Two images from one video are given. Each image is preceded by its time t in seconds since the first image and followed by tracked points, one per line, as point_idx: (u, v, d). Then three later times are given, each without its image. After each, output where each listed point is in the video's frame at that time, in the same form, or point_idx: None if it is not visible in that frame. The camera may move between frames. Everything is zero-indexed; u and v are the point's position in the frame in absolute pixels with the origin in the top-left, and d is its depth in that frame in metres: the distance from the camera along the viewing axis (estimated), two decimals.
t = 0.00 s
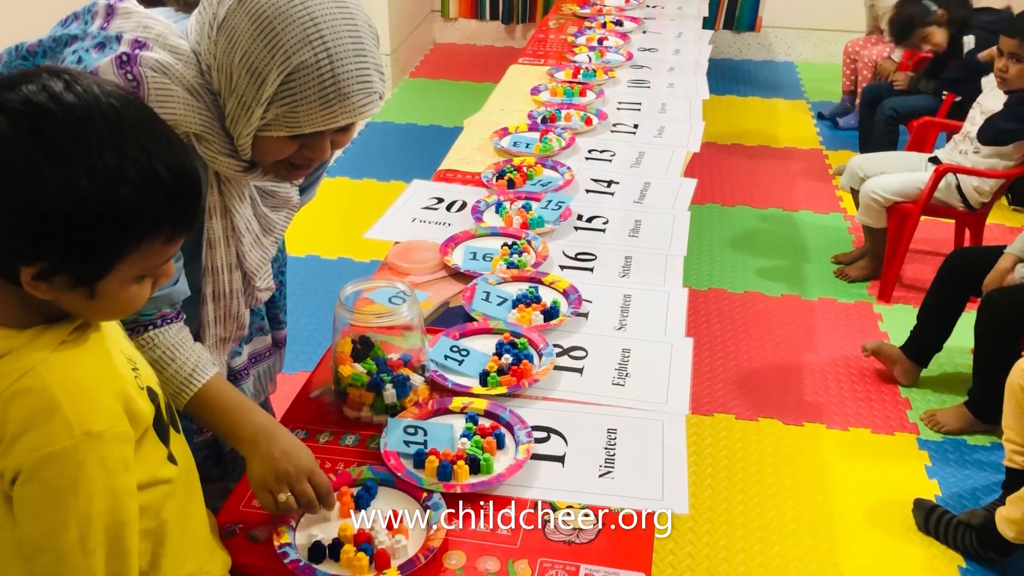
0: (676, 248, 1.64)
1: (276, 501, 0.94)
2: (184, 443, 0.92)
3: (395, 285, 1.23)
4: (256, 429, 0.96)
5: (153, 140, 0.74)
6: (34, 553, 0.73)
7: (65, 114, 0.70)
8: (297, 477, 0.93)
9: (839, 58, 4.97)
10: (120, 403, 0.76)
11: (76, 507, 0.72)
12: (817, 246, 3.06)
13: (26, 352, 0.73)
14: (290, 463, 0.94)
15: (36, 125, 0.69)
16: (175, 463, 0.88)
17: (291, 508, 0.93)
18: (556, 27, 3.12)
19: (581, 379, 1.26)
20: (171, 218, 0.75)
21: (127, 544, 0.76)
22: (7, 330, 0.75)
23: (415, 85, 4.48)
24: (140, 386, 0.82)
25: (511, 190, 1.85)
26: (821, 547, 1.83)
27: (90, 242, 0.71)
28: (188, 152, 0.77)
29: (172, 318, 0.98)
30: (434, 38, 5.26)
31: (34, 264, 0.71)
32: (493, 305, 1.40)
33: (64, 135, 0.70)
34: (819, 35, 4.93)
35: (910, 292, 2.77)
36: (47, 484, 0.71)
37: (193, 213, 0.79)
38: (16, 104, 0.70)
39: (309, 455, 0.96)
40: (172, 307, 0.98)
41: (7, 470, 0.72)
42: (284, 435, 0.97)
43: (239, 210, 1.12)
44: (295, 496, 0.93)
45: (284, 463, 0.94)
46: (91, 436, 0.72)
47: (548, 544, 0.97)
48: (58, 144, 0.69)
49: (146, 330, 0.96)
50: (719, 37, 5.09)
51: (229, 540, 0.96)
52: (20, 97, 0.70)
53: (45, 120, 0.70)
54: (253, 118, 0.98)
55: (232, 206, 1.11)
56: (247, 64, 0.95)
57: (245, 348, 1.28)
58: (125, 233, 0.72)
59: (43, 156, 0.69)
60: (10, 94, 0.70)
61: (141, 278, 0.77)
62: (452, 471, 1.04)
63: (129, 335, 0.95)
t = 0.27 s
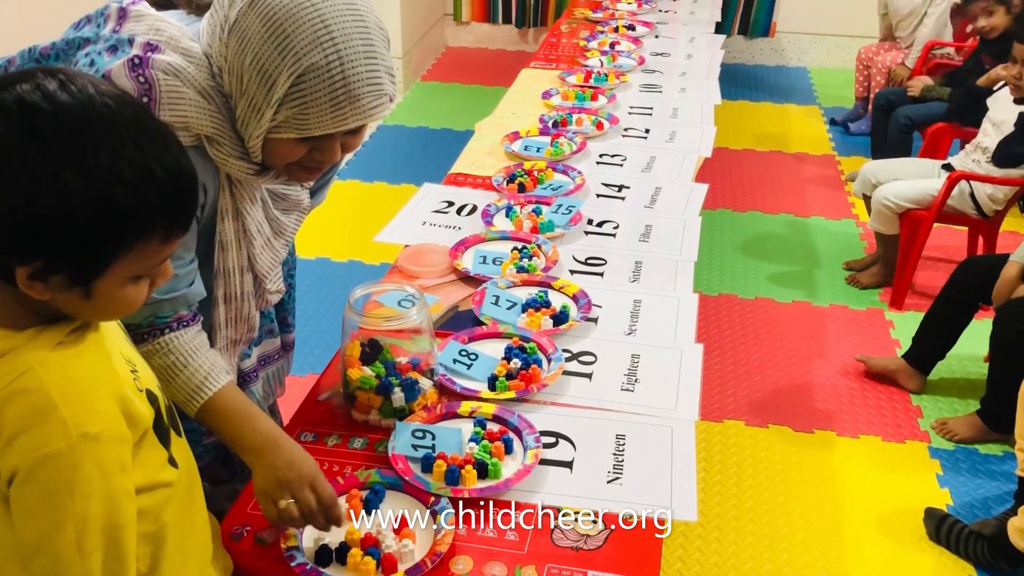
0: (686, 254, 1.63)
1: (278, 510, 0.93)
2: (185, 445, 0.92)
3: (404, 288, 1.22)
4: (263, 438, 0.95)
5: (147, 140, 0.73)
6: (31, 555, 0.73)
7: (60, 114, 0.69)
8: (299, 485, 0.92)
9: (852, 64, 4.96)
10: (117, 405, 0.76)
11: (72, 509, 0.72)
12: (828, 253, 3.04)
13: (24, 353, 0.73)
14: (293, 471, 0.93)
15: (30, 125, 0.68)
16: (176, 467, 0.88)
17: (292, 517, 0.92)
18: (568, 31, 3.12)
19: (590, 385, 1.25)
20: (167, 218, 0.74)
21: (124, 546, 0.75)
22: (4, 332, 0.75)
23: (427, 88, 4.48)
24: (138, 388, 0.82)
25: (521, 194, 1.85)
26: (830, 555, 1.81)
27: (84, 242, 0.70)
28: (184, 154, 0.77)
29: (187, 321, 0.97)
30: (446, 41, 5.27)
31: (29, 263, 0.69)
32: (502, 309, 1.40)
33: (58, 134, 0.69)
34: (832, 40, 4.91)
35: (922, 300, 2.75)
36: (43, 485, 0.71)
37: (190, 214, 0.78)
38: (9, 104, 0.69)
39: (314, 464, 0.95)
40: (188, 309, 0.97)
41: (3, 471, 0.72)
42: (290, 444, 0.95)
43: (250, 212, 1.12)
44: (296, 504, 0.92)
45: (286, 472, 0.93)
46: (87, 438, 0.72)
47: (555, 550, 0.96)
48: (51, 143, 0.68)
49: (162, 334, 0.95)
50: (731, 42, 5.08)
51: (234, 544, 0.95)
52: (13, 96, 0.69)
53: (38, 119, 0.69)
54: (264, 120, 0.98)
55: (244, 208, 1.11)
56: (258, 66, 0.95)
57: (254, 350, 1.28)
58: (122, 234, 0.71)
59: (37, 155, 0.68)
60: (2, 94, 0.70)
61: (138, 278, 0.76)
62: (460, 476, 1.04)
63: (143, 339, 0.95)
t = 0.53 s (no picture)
0: (695, 258, 1.63)
1: (314, 518, 0.93)
2: (189, 448, 0.93)
3: (412, 291, 1.22)
4: (290, 451, 0.96)
5: (148, 139, 0.73)
6: (36, 558, 0.73)
7: (61, 113, 0.69)
8: (337, 492, 0.94)
9: (862, 68, 4.94)
10: (120, 406, 0.76)
11: (75, 511, 0.72)
12: (837, 257, 3.03)
13: (27, 354, 0.73)
14: (330, 479, 0.94)
15: (31, 124, 0.68)
16: (180, 470, 0.88)
17: (333, 524, 0.92)
18: (577, 34, 3.12)
19: (597, 389, 1.25)
20: (168, 216, 0.74)
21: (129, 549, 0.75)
22: (6, 333, 0.75)
23: (436, 91, 4.49)
24: (142, 390, 0.82)
25: (529, 197, 1.85)
26: (839, 561, 1.81)
27: (86, 241, 0.70)
28: (186, 153, 0.77)
29: (205, 326, 0.98)
30: (455, 45, 5.28)
31: (32, 263, 0.69)
32: (510, 313, 1.40)
33: (60, 133, 0.68)
34: (842, 44, 4.90)
35: (932, 305, 2.74)
36: (47, 486, 0.71)
37: (191, 212, 0.78)
38: (11, 103, 0.69)
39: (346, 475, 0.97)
40: (205, 314, 0.98)
41: (7, 474, 0.72)
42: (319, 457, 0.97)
43: (261, 215, 1.12)
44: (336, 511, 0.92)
45: (322, 480, 0.94)
46: (91, 439, 0.72)
47: (562, 556, 0.96)
48: (53, 142, 0.68)
49: (182, 340, 0.96)
50: (741, 45, 5.07)
51: (241, 547, 0.95)
52: (15, 96, 0.69)
53: (40, 118, 0.68)
54: (277, 123, 0.98)
55: (255, 211, 1.11)
56: (272, 69, 0.95)
57: (262, 353, 1.29)
58: (123, 234, 0.71)
59: (38, 154, 0.68)
60: (4, 93, 0.69)
61: (140, 277, 0.76)
62: (466, 480, 1.04)
63: (165, 348, 0.95)
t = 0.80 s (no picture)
0: (700, 261, 1.62)
1: (318, 528, 0.93)
2: (196, 451, 0.93)
3: (416, 294, 1.22)
4: (291, 457, 0.95)
5: (153, 139, 0.73)
6: (43, 560, 0.73)
7: (65, 113, 0.69)
8: (338, 500, 0.93)
9: (868, 70, 4.93)
10: (128, 408, 0.76)
11: (83, 513, 0.72)
12: (843, 259, 3.02)
13: (34, 356, 0.73)
14: (330, 486, 0.93)
15: (36, 124, 0.68)
16: (187, 475, 0.88)
17: (335, 532, 0.92)
18: (582, 37, 3.12)
19: (602, 393, 1.25)
20: (173, 217, 0.75)
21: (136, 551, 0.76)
22: (12, 335, 0.75)
23: (442, 93, 4.50)
24: (148, 393, 0.82)
25: (534, 200, 1.84)
26: (844, 565, 1.80)
27: (89, 241, 0.70)
28: (191, 155, 0.77)
29: (205, 331, 0.98)
30: (461, 47, 5.29)
31: (38, 263, 0.70)
32: (514, 316, 1.40)
33: (63, 134, 0.69)
34: (848, 46, 4.89)
35: (938, 307, 2.73)
36: (54, 488, 0.71)
37: (197, 213, 0.78)
38: (16, 104, 0.69)
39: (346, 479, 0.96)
40: (206, 319, 0.98)
41: (14, 476, 0.72)
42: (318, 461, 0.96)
43: (268, 219, 1.12)
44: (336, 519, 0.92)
45: (323, 487, 0.93)
46: (98, 441, 0.72)
47: (566, 559, 0.96)
48: (57, 142, 0.68)
49: (183, 344, 0.95)
50: (746, 47, 5.06)
51: (246, 550, 0.96)
52: (20, 97, 0.69)
53: (44, 118, 0.69)
54: (288, 127, 0.98)
55: (262, 215, 1.11)
56: (283, 74, 0.96)
57: (266, 355, 1.29)
58: (126, 235, 0.71)
59: (43, 155, 0.68)
60: (10, 94, 0.69)
61: (146, 278, 0.76)
62: (470, 483, 1.04)
63: (165, 352, 0.95)
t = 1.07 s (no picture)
0: (702, 262, 1.62)
1: (286, 518, 0.92)
2: (200, 453, 0.93)
3: (418, 296, 1.22)
4: (269, 449, 0.95)
5: (158, 142, 0.73)
6: (48, 561, 0.73)
7: (70, 114, 0.69)
8: (309, 492, 0.92)
9: (870, 71, 4.92)
10: (132, 410, 0.76)
11: (87, 514, 0.72)
12: (846, 260, 3.02)
13: (38, 358, 0.74)
14: (302, 478, 0.93)
15: (41, 126, 0.68)
16: (192, 475, 0.88)
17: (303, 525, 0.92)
18: (584, 38, 3.12)
19: (603, 394, 1.25)
20: (178, 218, 0.75)
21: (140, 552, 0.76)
22: (16, 338, 0.75)
23: (444, 94, 4.50)
24: (153, 394, 0.82)
25: (536, 201, 1.84)
26: (847, 566, 1.80)
27: (91, 242, 0.70)
28: (195, 157, 0.77)
29: (190, 331, 0.98)
30: (463, 48, 5.29)
31: (43, 265, 0.70)
32: (516, 317, 1.40)
33: (68, 135, 0.69)
34: (850, 47, 4.89)
35: (941, 308, 2.72)
36: (59, 489, 0.71)
37: (201, 214, 0.78)
38: (21, 106, 0.69)
39: (321, 472, 0.95)
40: (192, 320, 0.98)
41: (19, 478, 0.72)
42: (296, 454, 0.95)
43: (270, 221, 1.12)
44: (306, 512, 0.91)
45: (295, 479, 0.93)
46: (102, 442, 0.72)
47: (568, 561, 0.96)
48: (63, 144, 0.68)
49: (164, 342, 0.95)
50: (748, 48, 5.06)
51: (249, 551, 0.96)
52: (25, 99, 0.69)
53: (49, 119, 0.69)
54: (293, 130, 0.98)
55: (264, 217, 1.11)
56: (289, 77, 0.96)
57: (269, 357, 1.29)
58: (130, 236, 0.71)
59: (48, 156, 0.68)
60: (14, 96, 0.69)
61: (150, 279, 0.76)
62: (472, 485, 1.04)
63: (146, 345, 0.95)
